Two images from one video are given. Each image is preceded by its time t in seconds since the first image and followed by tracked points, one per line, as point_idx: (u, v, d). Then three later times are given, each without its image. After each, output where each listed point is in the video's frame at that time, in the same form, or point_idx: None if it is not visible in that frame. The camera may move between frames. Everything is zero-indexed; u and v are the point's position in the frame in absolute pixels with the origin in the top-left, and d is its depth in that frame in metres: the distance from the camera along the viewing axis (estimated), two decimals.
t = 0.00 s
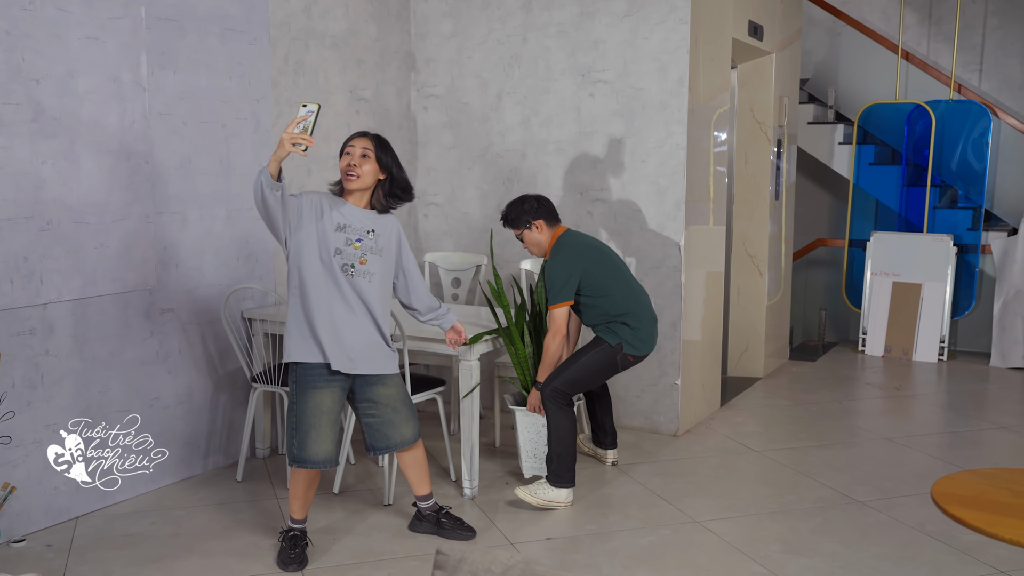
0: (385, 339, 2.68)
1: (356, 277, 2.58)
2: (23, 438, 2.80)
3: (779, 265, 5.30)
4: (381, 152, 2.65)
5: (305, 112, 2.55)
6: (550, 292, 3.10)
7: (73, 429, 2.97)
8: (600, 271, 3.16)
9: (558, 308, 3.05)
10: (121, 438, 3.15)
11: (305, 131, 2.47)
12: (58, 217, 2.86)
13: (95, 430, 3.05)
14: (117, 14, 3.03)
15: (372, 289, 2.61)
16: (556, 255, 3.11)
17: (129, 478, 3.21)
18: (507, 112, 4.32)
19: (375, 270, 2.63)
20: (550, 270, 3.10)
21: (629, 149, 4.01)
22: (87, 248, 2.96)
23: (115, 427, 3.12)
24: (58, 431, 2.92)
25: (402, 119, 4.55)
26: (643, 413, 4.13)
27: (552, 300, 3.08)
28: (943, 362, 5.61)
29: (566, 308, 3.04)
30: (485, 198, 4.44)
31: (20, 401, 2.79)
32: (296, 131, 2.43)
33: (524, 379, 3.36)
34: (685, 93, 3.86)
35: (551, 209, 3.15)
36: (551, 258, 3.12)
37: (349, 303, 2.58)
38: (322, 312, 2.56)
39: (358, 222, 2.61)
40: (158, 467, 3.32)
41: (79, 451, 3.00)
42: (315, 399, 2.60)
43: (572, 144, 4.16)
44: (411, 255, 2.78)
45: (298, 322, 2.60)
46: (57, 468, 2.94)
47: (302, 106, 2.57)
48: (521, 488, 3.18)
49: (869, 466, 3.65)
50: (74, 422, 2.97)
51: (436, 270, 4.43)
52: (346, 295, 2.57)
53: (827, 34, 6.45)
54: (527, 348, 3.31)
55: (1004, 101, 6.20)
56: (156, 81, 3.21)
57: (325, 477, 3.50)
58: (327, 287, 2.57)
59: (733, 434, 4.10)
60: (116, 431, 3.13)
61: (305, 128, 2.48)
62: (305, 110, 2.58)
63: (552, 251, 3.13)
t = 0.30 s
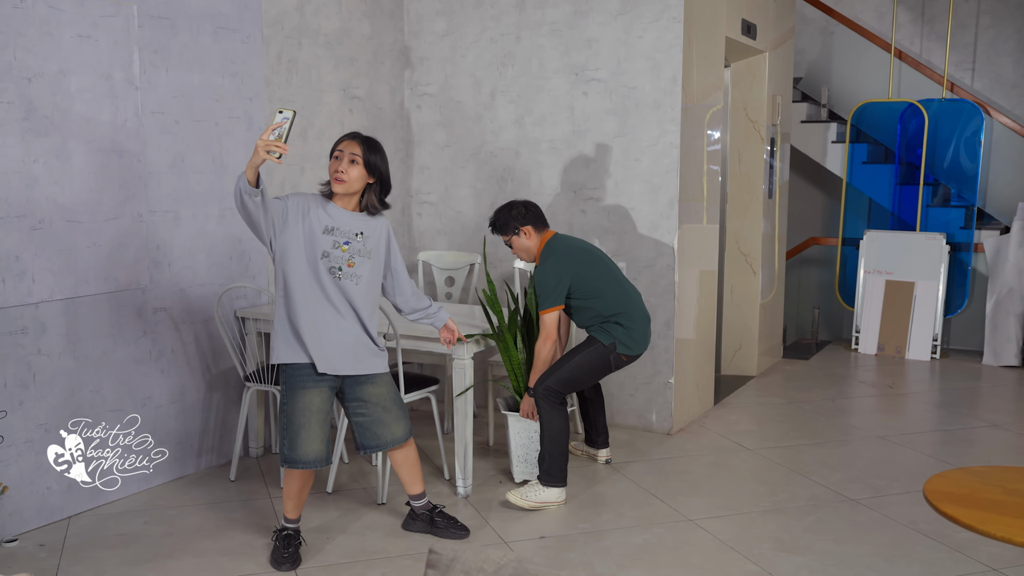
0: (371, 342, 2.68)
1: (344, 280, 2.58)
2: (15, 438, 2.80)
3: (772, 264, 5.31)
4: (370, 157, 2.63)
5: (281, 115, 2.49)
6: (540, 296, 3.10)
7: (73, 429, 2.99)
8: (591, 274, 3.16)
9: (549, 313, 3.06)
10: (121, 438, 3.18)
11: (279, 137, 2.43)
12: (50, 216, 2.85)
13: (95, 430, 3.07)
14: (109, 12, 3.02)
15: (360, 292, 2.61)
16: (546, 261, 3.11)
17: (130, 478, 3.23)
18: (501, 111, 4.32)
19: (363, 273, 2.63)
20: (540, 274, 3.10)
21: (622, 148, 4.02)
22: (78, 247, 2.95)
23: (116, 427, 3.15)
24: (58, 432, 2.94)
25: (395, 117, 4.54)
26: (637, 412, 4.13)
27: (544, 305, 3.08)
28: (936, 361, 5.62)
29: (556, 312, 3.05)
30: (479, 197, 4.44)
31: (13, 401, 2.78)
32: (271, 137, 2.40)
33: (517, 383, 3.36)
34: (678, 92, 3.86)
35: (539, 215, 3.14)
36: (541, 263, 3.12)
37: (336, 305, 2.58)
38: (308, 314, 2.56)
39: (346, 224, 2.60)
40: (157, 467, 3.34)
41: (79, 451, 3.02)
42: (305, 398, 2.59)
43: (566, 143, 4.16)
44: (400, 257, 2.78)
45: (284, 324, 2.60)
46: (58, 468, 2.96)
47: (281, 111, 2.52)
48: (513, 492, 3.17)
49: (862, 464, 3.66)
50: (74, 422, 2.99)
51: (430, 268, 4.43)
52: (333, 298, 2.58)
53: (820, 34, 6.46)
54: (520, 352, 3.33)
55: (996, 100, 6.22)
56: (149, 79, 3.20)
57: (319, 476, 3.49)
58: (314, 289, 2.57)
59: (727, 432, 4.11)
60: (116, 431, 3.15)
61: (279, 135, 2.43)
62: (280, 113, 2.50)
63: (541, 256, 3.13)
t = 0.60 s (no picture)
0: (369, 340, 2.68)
1: (339, 278, 2.58)
2: (10, 438, 2.79)
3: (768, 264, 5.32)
4: (360, 152, 2.63)
5: (267, 116, 2.49)
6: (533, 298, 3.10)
7: (73, 429, 3.00)
8: (583, 274, 3.17)
9: (541, 313, 3.05)
10: (121, 439, 3.19)
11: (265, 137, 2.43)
12: (45, 215, 2.84)
13: (95, 430, 3.08)
14: (104, 11, 3.01)
15: (355, 290, 2.61)
16: (538, 262, 3.10)
17: (130, 478, 3.25)
18: (497, 111, 4.32)
19: (358, 271, 2.63)
20: (532, 276, 3.10)
21: (618, 147, 4.02)
22: (73, 247, 2.94)
23: (115, 427, 3.16)
24: (58, 432, 2.95)
25: (391, 117, 4.54)
26: (633, 411, 4.13)
27: (536, 305, 3.07)
28: (932, 360, 5.62)
29: (549, 313, 3.04)
30: (475, 197, 4.44)
31: (7, 401, 2.77)
32: (258, 137, 2.41)
33: (510, 384, 3.35)
34: (674, 91, 3.86)
35: (529, 218, 3.14)
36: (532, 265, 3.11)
37: (332, 304, 2.58)
38: (304, 314, 2.56)
39: (339, 222, 2.60)
40: (157, 467, 3.36)
41: (79, 451, 3.03)
42: (300, 398, 2.59)
43: (563, 143, 4.16)
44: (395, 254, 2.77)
45: (280, 324, 2.60)
46: (58, 468, 2.97)
47: (266, 112, 2.52)
48: (507, 496, 3.17)
49: (858, 464, 3.66)
50: (74, 422, 3.00)
51: (426, 268, 4.43)
52: (329, 297, 2.57)
53: (816, 33, 6.48)
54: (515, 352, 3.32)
55: (992, 100, 6.24)
56: (144, 79, 3.19)
57: (315, 476, 3.49)
58: (309, 288, 2.57)
59: (723, 432, 4.11)
60: (116, 432, 3.16)
61: (265, 135, 2.43)
62: (266, 114, 2.51)
63: (533, 258, 3.12)
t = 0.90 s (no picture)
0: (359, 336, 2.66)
1: (324, 274, 2.58)
2: (8, 438, 2.79)
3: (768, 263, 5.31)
4: (335, 144, 2.65)
5: (250, 112, 2.50)
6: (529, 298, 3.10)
7: (73, 429, 3.00)
8: (579, 274, 3.17)
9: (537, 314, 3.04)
10: (121, 438, 3.19)
11: (251, 134, 2.44)
12: (43, 215, 2.84)
13: (95, 430, 3.08)
14: (103, 11, 3.01)
15: (341, 285, 2.61)
16: (533, 263, 3.10)
17: (130, 478, 3.25)
18: (496, 111, 4.32)
19: (343, 266, 2.63)
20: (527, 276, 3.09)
21: (617, 147, 4.02)
22: (72, 247, 2.94)
23: (116, 427, 3.16)
24: (58, 432, 2.95)
25: (390, 117, 4.53)
26: (633, 411, 4.13)
27: (532, 306, 3.06)
28: (932, 361, 5.62)
29: (544, 313, 3.03)
30: (474, 197, 4.44)
31: (5, 401, 2.77)
32: (243, 135, 2.41)
33: (506, 385, 3.35)
34: (674, 91, 3.86)
35: (524, 219, 3.14)
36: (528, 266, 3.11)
37: (318, 300, 2.58)
38: (291, 312, 2.56)
39: (321, 219, 2.61)
40: (157, 467, 3.36)
41: (79, 451, 3.04)
42: (291, 397, 2.59)
43: (562, 143, 4.16)
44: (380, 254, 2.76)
45: (269, 325, 2.60)
46: (58, 468, 2.97)
47: (248, 108, 2.53)
48: (503, 498, 3.17)
49: (857, 464, 3.66)
50: (74, 423, 3.00)
51: (425, 268, 4.43)
52: (315, 293, 2.58)
53: (816, 33, 6.49)
54: (512, 353, 3.32)
55: (992, 100, 6.24)
56: (143, 79, 3.19)
57: (314, 476, 3.48)
58: (295, 286, 2.58)
59: (722, 432, 4.11)
60: (116, 432, 3.17)
61: (250, 132, 2.45)
62: (247, 110, 2.52)
63: (529, 259, 3.12)
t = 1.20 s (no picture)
0: (344, 324, 2.68)
1: (306, 263, 2.60)
2: (7, 438, 2.79)
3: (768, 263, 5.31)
4: (303, 131, 2.65)
5: (230, 105, 2.48)
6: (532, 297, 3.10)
7: (73, 429, 3.01)
8: (579, 272, 3.16)
9: (539, 312, 3.03)
10: (121, 438, 3.20)
11: (231, 126, 2.44)
12: (42, 216, 2.84)
13: (95, 430, 3.09)
14: (102, 11, 3.01)
15: (323, 273, 2.64)
16: (534, 261, 3.09)
17: (130, 478, 3.26)
18: (496, 110, 4.31)
19: (324, 255, 2.65)
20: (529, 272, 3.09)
21: (617, 147, 4.01)
22: (71, 247, 2.94)
23: (116, 427, 3.17)
24: (58, 431, 2.96)
25: (390, 117, 4.53)
26: (632, 411, 4.13)
27: (533, 305, 3.05)
28: (932, 360, 5.62)
29: (546, 311, 3.02)
30: (474, 196, 4.43)
31: (4, 401, 2.77)
32: (223, 127, 2.41)
33: (507, 384, 3.35)
34: (673, 91, 3.85)
35: (524, 218, 3.14)
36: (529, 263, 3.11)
37: (303, 290, 2.59)
38: (276, 303, 2.56)
39: (301, 209, 2.62)
40: (157, 467, 3.37)
41: (79, 451, 3.04)
42: (277, 389, 2.59)
43: (562, 143, 4.15)
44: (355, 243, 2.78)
45: (253, 319, 2.58)
46: (58, 468, 2.97)
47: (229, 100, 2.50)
48: (503, 497, 3.16)
49: (857, 464, 3.65)
50: (74, 422, 3.00)
51: (425, 268, 4.42)
52: (299, 282, 2.58)
53: (816, 33, 6.46)
54: (511, 352, 3.31)
55: (993, 99, 6.23)
56: (142, 79, 3.19)
57: (313, 476, 3.48)
58: (279, 278, 2.58)
59: (722, 432, 4.10)
60: (116, 431, 3.17)
61: (231, 124, 2.45)
62: (227, 102, 2.49)
63: (529, 257, 3.11)
